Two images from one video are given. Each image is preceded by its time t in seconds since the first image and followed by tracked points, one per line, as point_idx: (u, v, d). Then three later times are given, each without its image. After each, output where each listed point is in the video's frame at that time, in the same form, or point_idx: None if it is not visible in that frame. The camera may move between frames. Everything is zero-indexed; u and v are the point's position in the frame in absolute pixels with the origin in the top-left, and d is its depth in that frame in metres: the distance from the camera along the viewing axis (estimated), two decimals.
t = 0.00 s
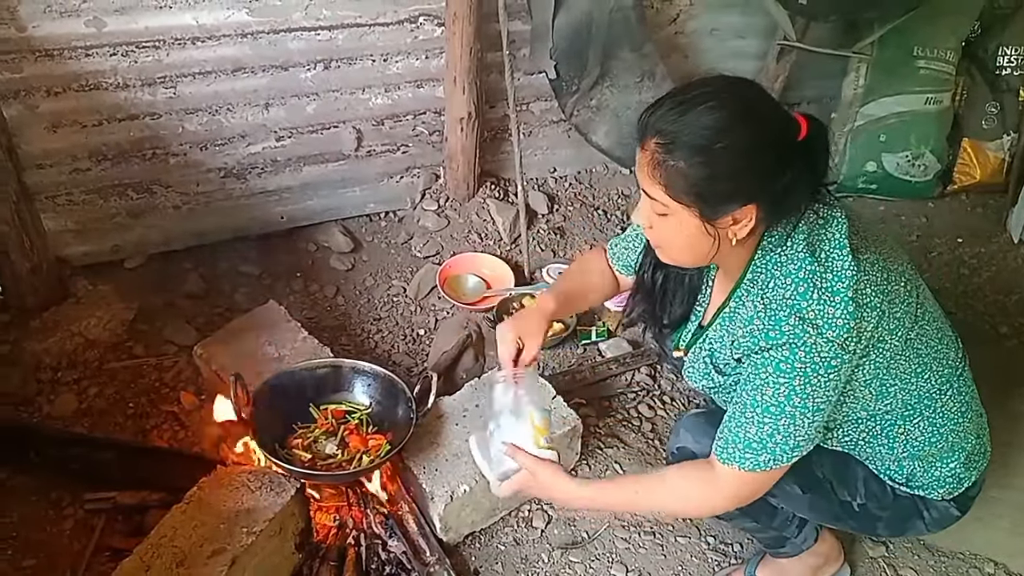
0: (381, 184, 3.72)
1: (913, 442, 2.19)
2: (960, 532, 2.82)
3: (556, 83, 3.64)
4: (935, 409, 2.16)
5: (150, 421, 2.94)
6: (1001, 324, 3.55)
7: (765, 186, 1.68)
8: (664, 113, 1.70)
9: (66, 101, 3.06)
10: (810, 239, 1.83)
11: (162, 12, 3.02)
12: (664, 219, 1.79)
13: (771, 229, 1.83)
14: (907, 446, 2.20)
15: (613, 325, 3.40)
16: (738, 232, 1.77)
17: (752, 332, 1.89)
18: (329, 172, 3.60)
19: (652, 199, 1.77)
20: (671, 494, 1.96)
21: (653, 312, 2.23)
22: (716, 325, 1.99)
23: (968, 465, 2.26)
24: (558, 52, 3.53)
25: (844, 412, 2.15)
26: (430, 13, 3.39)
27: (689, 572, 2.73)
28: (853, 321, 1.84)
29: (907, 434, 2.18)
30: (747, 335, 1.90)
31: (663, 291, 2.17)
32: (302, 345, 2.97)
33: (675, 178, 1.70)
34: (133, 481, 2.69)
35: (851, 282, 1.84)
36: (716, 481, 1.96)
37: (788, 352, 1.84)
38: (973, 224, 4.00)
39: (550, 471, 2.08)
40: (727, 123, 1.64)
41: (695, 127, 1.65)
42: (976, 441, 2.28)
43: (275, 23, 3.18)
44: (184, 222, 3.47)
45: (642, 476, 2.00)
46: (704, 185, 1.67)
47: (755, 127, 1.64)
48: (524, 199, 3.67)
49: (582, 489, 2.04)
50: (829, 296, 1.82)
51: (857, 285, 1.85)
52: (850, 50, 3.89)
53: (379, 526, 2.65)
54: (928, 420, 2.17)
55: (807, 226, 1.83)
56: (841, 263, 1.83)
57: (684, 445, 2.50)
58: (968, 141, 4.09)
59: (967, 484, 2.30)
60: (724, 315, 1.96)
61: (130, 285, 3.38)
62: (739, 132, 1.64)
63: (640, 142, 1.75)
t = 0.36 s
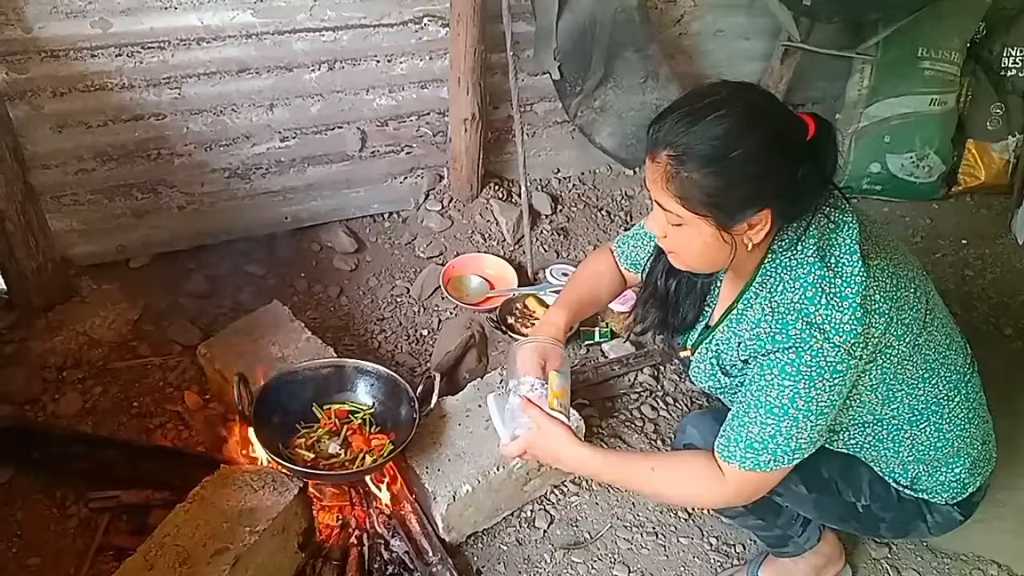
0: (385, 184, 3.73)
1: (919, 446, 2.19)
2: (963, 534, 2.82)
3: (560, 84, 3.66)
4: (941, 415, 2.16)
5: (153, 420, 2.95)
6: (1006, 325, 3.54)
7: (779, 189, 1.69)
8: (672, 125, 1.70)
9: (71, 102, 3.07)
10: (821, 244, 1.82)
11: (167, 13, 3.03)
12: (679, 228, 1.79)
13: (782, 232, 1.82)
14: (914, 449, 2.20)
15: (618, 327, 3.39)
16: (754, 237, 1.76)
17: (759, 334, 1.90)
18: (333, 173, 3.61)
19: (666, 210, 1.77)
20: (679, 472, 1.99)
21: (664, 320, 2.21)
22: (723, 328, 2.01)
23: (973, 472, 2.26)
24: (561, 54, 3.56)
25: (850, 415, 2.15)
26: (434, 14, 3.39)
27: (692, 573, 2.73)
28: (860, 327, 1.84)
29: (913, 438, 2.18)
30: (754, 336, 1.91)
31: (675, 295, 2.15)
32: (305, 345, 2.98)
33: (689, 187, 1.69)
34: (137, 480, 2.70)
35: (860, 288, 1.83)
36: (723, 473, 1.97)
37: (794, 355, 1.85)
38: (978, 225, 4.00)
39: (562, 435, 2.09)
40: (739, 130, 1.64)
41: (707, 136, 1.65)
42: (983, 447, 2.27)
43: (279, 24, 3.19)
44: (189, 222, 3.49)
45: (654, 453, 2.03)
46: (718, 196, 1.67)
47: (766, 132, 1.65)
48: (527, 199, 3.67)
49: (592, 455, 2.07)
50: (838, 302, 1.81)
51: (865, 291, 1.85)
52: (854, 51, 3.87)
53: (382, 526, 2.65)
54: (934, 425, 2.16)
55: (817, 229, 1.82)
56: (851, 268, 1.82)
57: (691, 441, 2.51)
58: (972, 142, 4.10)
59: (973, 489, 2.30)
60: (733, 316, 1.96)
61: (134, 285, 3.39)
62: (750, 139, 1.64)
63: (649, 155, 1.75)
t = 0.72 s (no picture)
0: (385, 185, 3.73)
1: (926, 450, 2.19)
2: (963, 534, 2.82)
3: (560, 85, 3.66)
4: (950, 418, 2.16)
5: (154, 422, 2.96)
6: (1006, 325, 3.54)
7: (785, 187, 1.68)
8: (681, 120, 1.71)
9: (71, 105, 3.08)
10: (831, 243, 1.83)
11: (167, 15, 3.04)
12: (687, 225, 1.79)
13: (792, 232, 1.83)
14: (921, 453, 2.20)
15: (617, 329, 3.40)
16: (761, 234, 1.76)
17: (768, 333, 1.90)
18: (333, 175, 3.62)
19: (673, 206, 1.78)
20: (682, 473, 1.99)
21: (670, 320, 2.23)
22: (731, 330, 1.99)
23: (979, 476, 2.26)
24: (560, 54, 3.55)
25: (858, 417, 2.14)
26: (433, 15, 3.40)
27: (692, 573, 2.73)
28: (871, 328, 1.84)
29: (922, 441, 2.18)
30: (762, 337, 1.91)
31: (681, 296, 2.17)
32: (305, 347, 2.98)
33: (694, 183, 1.69)
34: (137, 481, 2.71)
35: (871, 288, 1.83)
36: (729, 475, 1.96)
37: (804, 355, 1.85)
38: (979, 225, 3.99)
39: (566, 438, 2.12)
40: (745, 126, 1.64)
41: (711, 132, 1.66)
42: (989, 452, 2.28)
43: (279, 26, 3.19)
44: (189, 224, 3.49)
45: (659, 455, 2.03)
46: (724, 191, 1.67)
47: (772, 129, 1.65)
48: (527, 200, 3.68)
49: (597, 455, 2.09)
50: (848, 301, 1.82)
51: (876, 292, 1.85)
52: (853, 51, 3.86)
53: (382, 527, 2.65)
54: (943, 429, 2.16)
55: (827, 229, 1.84)
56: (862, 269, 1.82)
57: (700, 442, 2.51)
58: (972, 142, 4.10)
59: (977, 494, 2.30)
60: (741, 318, 1.95)
61: (135, 287, 3.39)
62: (756, 135, 1.64)
63: (657, 152, 1.76)
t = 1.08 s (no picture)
0: (383, 186, 3.73)
1: (930, 452, 2.19)
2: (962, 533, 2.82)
3: (557, 84, 3.65)
4: (953, 420, 2.16)
5: (152, 423, 2.95)
6: (1004, 324, 3.54)
7: (783, 186, 1.67)
8: (681, 115, 1.70)
9: (68, 106, 3.08)
10: (833, 247, 1.82)
11: (164, 16, 3.03)
12: (682, 221, 1.80)
13: (793, 234, 1.82)
14: (925, 456, 2.20)
15: (616, 328, 3.40)
16: (757, 234, 1.76)
17: (771, 338, 1.89)
18: (331, 175, 3.61)
19: (671, 201, 1.79)
20: (689, 500, 1.97)
21: (670, 317, 2.24)
22: (733, 334, 1.99)
23: (981, 478, 2.27)
24: (558, 54, 3.55)
25: (862, 420, 2.14)
26: (431, 15, 3.40)
27: (691, 573, 2.73)
28: (873, 332, 1.84)
29: (926, 444, 2.18)
30: (765, 341, 1.90)
31: (682, 293, 2.16)
32: (303, 348, 2.98)
33: (689, 177, 1.70)
34: (135, 482, 2.70)
35: (873, 292, 1.83)
36: (734, 489, 1.97)
37: (808, 360, 1.84)
38: (977, 224, 3.99)
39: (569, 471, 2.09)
40: (743, 122, 1.64)
41: (711, 126, 1.65)
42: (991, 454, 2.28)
43: (276, 27, 3.19)
44: (187, 225, 3.49)
45: (661, 480, 2.01)
46: (719, 187, 1.67)
47: (770, 126, 1.64)
48: (525, 200, 3.67)
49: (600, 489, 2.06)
50: (851, 305, 1.81)
51: (879, 295, 1.85)
52: (851, 50, 3.88)
53: (381, 528, 2.66)
54: (946, 431, 2.16)
55: (829, 231, 1.83)
56: (864, 272, 1.82)
57: (702, 444, 2.50)
58: (970, 141, 4.08)
59: (980, 496, 2.31)
60: (743, 321, 1.95)
61: (133, 288, 3.39)
62: (756, 132, 1.64)
63: (657, 146, 1.76)
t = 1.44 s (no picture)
0: (380, 185, 3.72)
1: (929, 454, 2.19)
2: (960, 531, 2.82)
3: (555, 83, 3.65)
4: (953, 422, 2.15)
5: (149, 423, 2.94)
6: (1002, 322, 3.54)
7: (784, 188, 1.67)
8: (685, 112, 1.69)
9: (64, 105, 3.07)
10: (832, 251, 1.82)
11: (161, 15, 3.02)
12: (678, 219, 1.79)
13: (793, 237, 1.82)
14: (923, 457, 2.20)
15: (614, 327, 3.39)
16: (752, 238, 1.76)
17: (770, 341, 1.89)
18: (328, 174, 3.61)
19: (669, 198, 1.78)
20: (689, 504, 1.96)
21: (668, 318, 2.21)
22: (733, 337, 1.99)
23: (979, 479, 2.27)
24: (555, 52, 3.54)
25: (861, 423, 2.14)
26: (428, 14, 3.39)
27: (690, 572, 2.73)
28: (872, 336, 1.84)
29: (924, 445, 2.18)
30: (764, 344, 1.90)
31: (681, 294, 2.14)
32: (301, 348, 2.97)
33: (689, 176, 1.70)
34: (133, 483, 2.70)
35: (873, 296, 1.83)
36: (733, 492, 1.96)
37: (807, 365, 1.84)
38: (974, 222, 3.99)
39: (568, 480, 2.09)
40: (746, 121, 1.63)
41: (713, 125, 1.65)
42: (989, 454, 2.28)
43: (273, 26, 3.18)
44: (183, 224, 3.48)
45: (659, 486, 2.00)
46: (718, 187, 1.67)
47: (773, 127, 1.63)
48: (522, 199, 3.67)
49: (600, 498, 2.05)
50: (850, 310, 1.81)
51: (879, 299, 1.85)
52: (849, 49, 3.87)
53: (379, 528, 2.65)
54: (945, 433, 2.16)
55: (828, 234, 1.82)
56: (864, 276, 1.82)
57: (700, 445, 2.49)
58: (967, 139, 4.09)
59: (977, 496, 2.31)
60: (742, 324, 1.95)
61: (129, 288, 3.38)
62: (760, 132, 1.63)
63: (659, 141, 1.75)
